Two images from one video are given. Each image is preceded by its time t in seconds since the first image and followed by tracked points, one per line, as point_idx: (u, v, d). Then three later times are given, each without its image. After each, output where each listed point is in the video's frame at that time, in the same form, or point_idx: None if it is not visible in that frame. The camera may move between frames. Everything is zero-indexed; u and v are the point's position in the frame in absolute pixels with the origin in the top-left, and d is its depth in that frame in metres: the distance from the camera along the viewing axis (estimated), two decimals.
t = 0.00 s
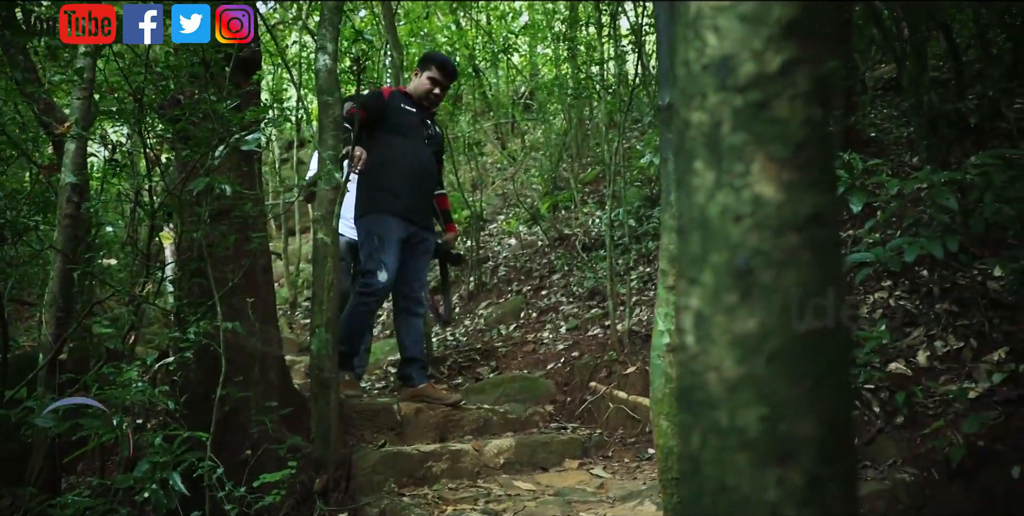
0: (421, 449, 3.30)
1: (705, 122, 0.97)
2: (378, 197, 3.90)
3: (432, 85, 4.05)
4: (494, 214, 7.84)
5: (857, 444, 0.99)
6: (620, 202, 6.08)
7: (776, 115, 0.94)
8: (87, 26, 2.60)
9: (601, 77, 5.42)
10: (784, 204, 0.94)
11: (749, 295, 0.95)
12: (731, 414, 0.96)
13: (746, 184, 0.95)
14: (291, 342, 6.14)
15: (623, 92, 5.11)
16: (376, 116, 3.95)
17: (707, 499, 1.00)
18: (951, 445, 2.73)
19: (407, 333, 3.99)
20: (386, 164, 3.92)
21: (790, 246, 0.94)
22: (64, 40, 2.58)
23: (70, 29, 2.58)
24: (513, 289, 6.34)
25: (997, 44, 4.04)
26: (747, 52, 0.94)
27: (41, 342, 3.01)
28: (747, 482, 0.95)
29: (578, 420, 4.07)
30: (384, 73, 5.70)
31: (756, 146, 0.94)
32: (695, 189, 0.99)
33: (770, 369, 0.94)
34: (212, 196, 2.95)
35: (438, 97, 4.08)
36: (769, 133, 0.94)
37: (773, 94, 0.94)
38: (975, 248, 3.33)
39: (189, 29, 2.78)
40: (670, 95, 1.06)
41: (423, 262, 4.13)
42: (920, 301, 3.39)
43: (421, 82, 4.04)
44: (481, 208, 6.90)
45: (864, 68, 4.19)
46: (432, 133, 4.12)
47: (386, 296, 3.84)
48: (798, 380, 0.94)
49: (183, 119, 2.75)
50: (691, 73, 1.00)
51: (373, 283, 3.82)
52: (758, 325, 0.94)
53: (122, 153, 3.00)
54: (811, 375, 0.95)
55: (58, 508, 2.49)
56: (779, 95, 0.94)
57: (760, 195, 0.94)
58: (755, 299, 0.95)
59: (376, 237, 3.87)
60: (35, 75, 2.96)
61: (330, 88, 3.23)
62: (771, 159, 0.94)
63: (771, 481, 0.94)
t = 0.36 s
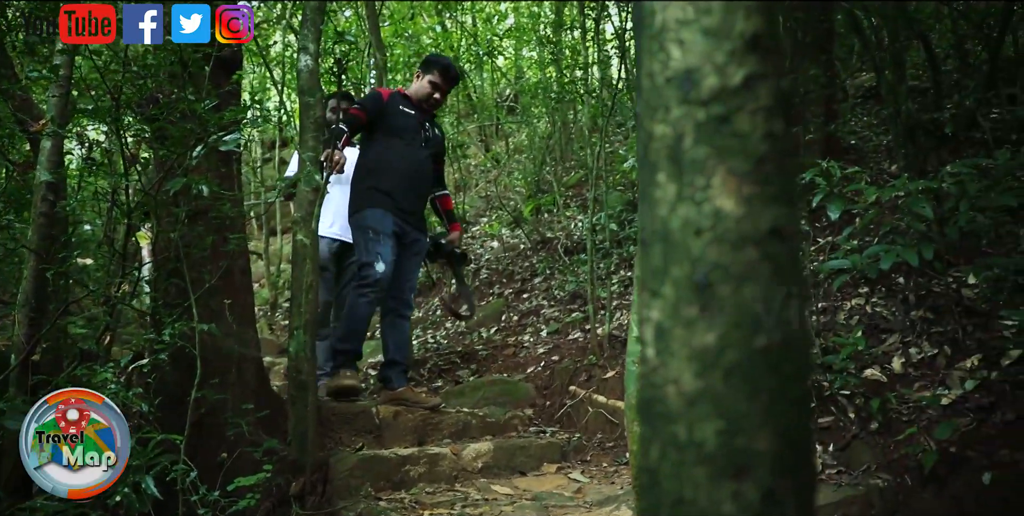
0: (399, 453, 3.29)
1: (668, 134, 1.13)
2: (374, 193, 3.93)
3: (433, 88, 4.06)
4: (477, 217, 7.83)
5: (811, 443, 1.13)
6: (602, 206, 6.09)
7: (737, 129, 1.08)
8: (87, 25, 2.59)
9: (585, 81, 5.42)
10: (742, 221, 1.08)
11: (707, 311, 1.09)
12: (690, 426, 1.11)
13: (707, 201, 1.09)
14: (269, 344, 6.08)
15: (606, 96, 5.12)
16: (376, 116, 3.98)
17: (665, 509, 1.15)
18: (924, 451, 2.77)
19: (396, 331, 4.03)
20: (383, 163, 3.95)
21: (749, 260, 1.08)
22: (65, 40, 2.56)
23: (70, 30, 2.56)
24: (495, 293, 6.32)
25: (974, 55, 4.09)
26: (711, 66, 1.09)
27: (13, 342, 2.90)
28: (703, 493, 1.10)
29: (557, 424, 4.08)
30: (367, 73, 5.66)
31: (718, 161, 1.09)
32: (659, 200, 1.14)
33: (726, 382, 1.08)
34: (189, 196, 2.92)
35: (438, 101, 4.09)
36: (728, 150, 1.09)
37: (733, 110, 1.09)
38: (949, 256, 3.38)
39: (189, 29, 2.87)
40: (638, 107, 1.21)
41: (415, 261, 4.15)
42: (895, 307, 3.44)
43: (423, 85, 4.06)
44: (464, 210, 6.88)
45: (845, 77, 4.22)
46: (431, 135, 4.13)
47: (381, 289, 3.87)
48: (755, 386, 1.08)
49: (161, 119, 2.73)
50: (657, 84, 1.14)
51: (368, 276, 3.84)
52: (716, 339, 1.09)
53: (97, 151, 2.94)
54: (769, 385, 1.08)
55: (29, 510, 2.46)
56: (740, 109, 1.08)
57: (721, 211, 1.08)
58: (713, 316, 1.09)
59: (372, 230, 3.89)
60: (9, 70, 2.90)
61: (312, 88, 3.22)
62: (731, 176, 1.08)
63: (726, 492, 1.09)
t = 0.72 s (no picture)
0: (378, 456, 3.27)
1: (634, 147, 1.14)
2: (369, 190, 3.93)
3: (429, 92, 4.07)
4: (462, 219, 7.81)
5: (774, 461, 1.14)
6: (587, 210, 6.09)
7: (701, 143, 1.10)
8: (87, 25, 2.59)
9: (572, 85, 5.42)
10: (705, 233, 1.09)
11: (669, 323, 1.10)
12: (650, 440, 1.12)
13: (670, 213, 1.10)
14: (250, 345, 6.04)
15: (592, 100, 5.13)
16: (371, 116, 3.97)
17: None
18: (900, 459, 2.80)
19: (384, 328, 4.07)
20: (378, 162, 3.95)
21: (711, 275, 1.09)
22: (64, 40, 2.55)
23: (70, 29, 2.55)
24: (479, 295, 6.31)
25: (955, 66, 4.14)
26: (676, 80, 1.11)
27: None
28: (662, 508, 1.12)
29: (538, 429, 4.07)
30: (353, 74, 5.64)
31: (681, 176, 1.10)
32: (624, 213, 1.16)
33: (687, 397, 1.09)
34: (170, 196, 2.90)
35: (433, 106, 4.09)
36: (692, 165, 1.10)
37: (697, 125, 1.10)
38: (928, 265, 3.41)
39: (189, 29, 2.89)
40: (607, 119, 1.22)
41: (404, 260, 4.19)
42: (875, 315, 3.47)
43: (418, 89, 4.06)
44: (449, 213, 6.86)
45: (828, 85, 4.25)
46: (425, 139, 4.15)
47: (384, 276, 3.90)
48: (715, 402, 1.09)
49: (141, 118, 2.70)
50: (625, 96, 1.16)
51: (369, 264, 3.86)
52: (678, 353, 1.10)
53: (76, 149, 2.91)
54: (730, 402, 1.09)
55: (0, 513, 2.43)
56: (705, 123, 1.10)
57: (683, 224, 1.10)
58: (675, 329, 1.10)
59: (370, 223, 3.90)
60: None
61: (295, 89, 3.20)
62: (695, 190, 1.10)
63: (685, 508, 1.11)
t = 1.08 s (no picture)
0: (360, 461, 3.25)
1: (598, 156, 1.14)
2: (361, 193, 3.87)
3: (422, 95, 4.06)
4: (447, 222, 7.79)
5: (733, 475, 1.14)
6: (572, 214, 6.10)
7: (663, 154, 1.11)
8: (87, 25, 2.62)
9: (558, 89, 5.43)
10: (666, 244, 1.10)
11: (629, 333, 1.10)
12: (611, 451, 1.11)
13: (632, 224, 1.11)
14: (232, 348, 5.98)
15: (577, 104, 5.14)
16: (363, 117, 3.95)
17: None
18: (879, 462, 2.82)
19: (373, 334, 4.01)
20: (370, 164, 3.90)
21: (672, 286, 1.10)
22: (64, 40, 2.58)
23: (70, 29, 2.59)
24: (463, 298, 6.29)
25: (935, 73, 4.18)
26: (640, 90, 1.12)
27: None
28: None
29: (522, 432, 4.07)
30: (338, 76, 5.61)
31: (644, 187, 1.11)
32: (588, 222, 1.16)
33: (648, 409, 1.09)
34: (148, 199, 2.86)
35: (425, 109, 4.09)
36: (654, 177, 1.11)
37: (661, 137, 1.11)
38: (907, 269, 3.44)
39: (189, 29, 3.02)
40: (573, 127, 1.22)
41: (394, 265, 4.14)
42: (856, 319, 3.49)
43: (411, 91, 4.07)
44: (434, 215, 6.85)
45: (810, 90, 4.28)
46: (416, 142, 4.11)
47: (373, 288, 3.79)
48: (675, 416, 1.09)
49: (120, 120, 2.67)
50: (590, 105, 1.16)
51: (360, 274, 3.75)
52: (638, 364, 1.10)
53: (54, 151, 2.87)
54: (690, 414, 1.09)
55: None
56: (667, 134, 1.11)
57: (645, 235, 1.10)
58: (636, 340, 1.10)
59: (362, 229, 3.83)
60: None
61: (278, 92, 3.18)
62: (657, 200, 1.10)
63: None
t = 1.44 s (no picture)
0: (343, 463, 3.24)
1: (566, 158, 1.18)
2: (349, 193, 3.83)
3: (398, 82, 4.03)
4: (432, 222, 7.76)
5: (703, 476, 1.18)
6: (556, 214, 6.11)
7: (629, 156, 1.15)
8: (86, 25, 2.56)
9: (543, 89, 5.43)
10: (632, 247, 1.13)
11: (596, 336, 1.14)
12: (578, 456, 1.15)
13: (599, 226, 1.14)
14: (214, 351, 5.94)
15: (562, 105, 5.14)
16: (347, 114, 3.91)
17: None
18: (861, 460, 2.84)
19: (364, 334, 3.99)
20: (357, 163, 3.86)
21: (638, 288, 1.13)
22: (64, 40, 2.55)
23: (70, 29, 2.55)
24: (447, 299, 6.28)
25: (915, 73, 4.22)
26: (607, 91, 1.15)
27: None
28: None
29: (506, 433, 4.05)
30: (322, 76, 5.58)
31: (610, 189, 1.14)
32: (557, 224, 1.19)
33: (614, 413, 1.13)
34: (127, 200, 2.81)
35: (401, 95, 4.04)
36: (620, 179, 1.14)
37: (628, 139, 1.15)
38: (889, 268, 3.46)
39: (189, 30, 3.04)
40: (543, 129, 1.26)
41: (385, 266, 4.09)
42: (838, 318, 3.52)
43: (389, 82, 4.04)
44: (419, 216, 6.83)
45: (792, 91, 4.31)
46: (401, 136, 4.07)
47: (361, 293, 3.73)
48: (643, 420, 1.12)
49: (99, 120, 2.64)
50: (559, 107, 1.20)
51: (347, 279, 3.70)
52: (605, 368, 1.13)
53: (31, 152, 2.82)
54: (656, 417, 1.13)
55: None
56: (635, 135, 1.15)
57: (612, 237, 1.14)
58: (602, 344, 1.14)
59: (350, 232, 3.78)
60: None
61: (260, 92, 3.15)
62: (624, 202, 1.14)
63: None
